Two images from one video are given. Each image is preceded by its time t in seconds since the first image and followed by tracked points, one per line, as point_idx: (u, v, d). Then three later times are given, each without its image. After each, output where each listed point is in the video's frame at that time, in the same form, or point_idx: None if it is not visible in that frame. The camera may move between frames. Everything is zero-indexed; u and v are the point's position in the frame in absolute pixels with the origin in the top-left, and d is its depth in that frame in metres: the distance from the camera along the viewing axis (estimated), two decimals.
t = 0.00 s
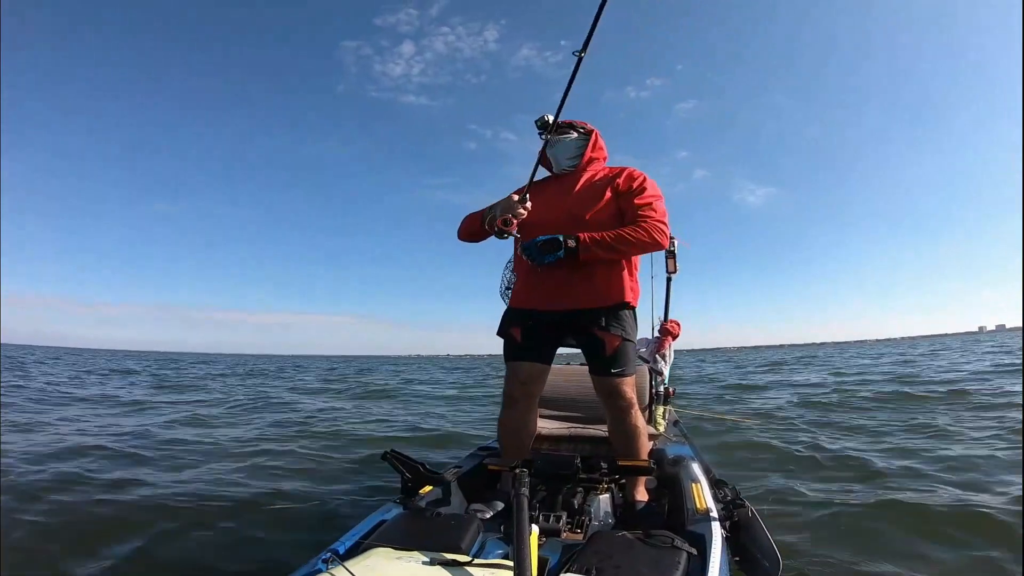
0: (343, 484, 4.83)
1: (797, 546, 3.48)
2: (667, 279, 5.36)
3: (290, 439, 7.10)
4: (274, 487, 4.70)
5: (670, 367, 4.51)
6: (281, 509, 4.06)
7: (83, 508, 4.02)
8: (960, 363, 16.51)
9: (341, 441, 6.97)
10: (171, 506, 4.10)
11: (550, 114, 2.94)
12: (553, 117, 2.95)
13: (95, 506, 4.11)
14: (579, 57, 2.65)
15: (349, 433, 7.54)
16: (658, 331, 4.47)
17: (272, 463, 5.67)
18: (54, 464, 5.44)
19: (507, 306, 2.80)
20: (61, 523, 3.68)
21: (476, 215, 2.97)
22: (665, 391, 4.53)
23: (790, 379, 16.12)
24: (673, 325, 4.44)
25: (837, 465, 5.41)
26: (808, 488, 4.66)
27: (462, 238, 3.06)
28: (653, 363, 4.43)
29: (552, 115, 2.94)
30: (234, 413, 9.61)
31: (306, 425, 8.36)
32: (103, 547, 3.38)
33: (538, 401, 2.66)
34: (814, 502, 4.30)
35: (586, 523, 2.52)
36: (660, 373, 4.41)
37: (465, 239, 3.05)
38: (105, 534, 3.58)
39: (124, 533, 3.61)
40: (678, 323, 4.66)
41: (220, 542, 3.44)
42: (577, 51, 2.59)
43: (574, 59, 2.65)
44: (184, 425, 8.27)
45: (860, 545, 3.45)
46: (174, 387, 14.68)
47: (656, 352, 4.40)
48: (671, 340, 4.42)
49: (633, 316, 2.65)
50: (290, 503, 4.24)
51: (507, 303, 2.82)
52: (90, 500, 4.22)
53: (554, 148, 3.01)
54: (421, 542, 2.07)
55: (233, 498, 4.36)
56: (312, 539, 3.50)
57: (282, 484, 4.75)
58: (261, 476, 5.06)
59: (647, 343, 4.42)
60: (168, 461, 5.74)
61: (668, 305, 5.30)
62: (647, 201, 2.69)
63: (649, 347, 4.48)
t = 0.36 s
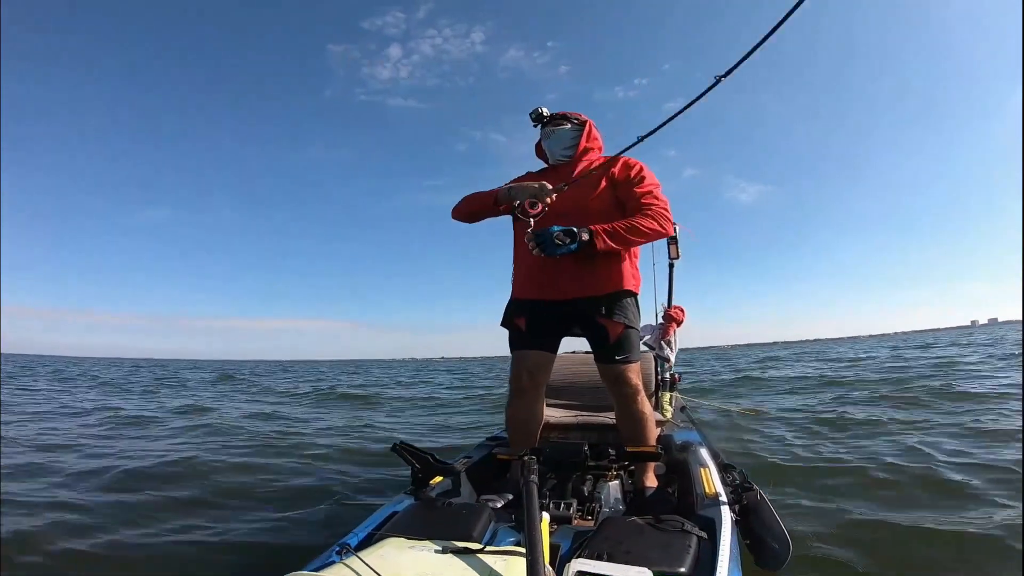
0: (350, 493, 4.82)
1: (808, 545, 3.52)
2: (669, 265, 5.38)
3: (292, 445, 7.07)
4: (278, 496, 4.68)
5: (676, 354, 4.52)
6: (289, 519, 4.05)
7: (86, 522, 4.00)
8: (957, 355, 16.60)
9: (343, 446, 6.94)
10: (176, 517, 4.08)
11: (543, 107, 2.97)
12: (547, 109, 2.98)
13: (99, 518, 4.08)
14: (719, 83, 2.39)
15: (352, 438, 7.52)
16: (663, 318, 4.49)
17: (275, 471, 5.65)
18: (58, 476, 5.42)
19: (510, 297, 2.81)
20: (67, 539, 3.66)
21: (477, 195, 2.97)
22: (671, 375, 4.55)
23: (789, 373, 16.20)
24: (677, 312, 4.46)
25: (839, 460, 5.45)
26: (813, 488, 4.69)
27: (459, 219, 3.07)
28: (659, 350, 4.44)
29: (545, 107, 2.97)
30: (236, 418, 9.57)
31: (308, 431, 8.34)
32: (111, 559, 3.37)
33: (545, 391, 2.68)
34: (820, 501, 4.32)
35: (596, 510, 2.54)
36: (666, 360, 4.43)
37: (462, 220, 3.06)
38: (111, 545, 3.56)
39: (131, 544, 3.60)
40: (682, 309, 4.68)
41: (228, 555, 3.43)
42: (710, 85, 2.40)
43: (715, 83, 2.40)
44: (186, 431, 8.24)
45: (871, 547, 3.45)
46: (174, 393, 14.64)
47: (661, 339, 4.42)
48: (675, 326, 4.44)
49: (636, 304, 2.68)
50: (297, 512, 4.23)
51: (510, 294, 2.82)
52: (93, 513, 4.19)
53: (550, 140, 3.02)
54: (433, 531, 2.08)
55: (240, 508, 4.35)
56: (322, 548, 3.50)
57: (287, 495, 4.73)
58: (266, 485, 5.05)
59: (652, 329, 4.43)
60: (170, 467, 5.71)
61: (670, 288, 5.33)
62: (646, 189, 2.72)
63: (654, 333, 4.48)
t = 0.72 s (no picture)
0: (343, 494, 4.78)
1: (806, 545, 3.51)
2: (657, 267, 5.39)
3: (285, 445, 7.02)
4: (271, 498, 4.64)
5: (667, 354, 4.52)
6: (282, 522, 4.01)
7: (77, 519, 3.95)
8: (948, 358, 16.73)
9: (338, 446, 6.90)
10: (168, 519, 4.03)
11: (532, 106, 2.95)
12: (536, 108, 2.96)
13: (90, 516, 4.04)
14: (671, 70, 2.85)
15: (346, 438, 7.47)
16: (652, 318, 4.48)
17: (269, 471, 5.60)
18: (48, 467, 5.36)
19: (501, 300, 2.79)
20: (58, 538, 3.62)
21: (462, 204, 2.98)
22: (664, 376, 4.52)
23: (781, 376, 16.26)
24: (667, 311, 4.46)
25: (833, 460, 5.46)
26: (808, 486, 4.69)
27: (448, 225, 3.07)
28: (650, 350, 4.44)
29: (534, 107, 2.95)
30: (229, 420, 9.50)
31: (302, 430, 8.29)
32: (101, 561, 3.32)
33: (538, 393, 2.66)
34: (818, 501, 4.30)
35: (594, 511, 2.52)
36: (657, 359, 4.43)
37: (451, 225, 3.05)
38: (102, 547, 3.51)
39: (123, 546, 3.55)
40: (671, 310, 4.68)
41: (220, 558, 3.38)
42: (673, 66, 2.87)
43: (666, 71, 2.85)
44: (179, 429, 8.18)
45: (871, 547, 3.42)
46: (165, 394, 14.55)
47: (652, 339, 4.41)
48: (665, 326, 4.44)
49: (627, 304, 2.66)
50: (290, 514, 4.18)
51: (501, 297, 2.81)
52: (84, 510, 4.14)
53: (539, 139, 3.02)
54: (430, 537, 2.06)
55: (233, 507, 4.31)
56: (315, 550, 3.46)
57: (280, 495, 4.69)
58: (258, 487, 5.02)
59: (643, 330, 4.42)
60: (162, 467, 5.66)
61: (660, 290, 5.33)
62: (635, 190, 2.70)
63: (644, 334, 4.48)
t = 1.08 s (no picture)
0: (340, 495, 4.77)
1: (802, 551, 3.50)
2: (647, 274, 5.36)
3: (282, 445, 6.99)
4: (269, 498, 4.62)
5: (663, 364, 4.49)
6: (278, 524, 3.98)
7: (73, 519, 3.92)
8: (945, 363, 16.76)
9: (336, 447, 6.88)
10: (164, 519, 4.01)
11: (530, 113, 2.94)
12: (533, 115, 2.94)
13: (86, 515, 4.02)
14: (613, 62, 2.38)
15: (343, 439, 7.45)
16: (647, 327, 4.46)
17: (266, 471, 5.59)
18: (42, 469, 5.32)
19: (498, 309, 2.77)
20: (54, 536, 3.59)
21: (456, 214, 2.95)
22: (660, 385, 4.50)
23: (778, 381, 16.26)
24: (660, 321, 4.42)
25: (831, 467, 5.44)
26: (806, 493, 4.67)
27: (443, 236, 3.02)
28: (646, 359, 4.42)
29: (532, 113, 2.94)
30: (226, 420, 9.48)
31: (299, 431, 8.26)
32: (97, 561, 3.30)
33: (536, 403, 2.64)
34: (818, 508, 4.27)
35: (594, 522, 2.50)
36: (654, 369, 4.41)
37: (446, 237, 3.00)
38: (98, 547, 3.49)
39: (118, 545, 3.53)
40: (665, 319, 4.65)
41: (216, 560, 3.36)
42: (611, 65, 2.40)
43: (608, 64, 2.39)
44: (175, 430, 8.15)
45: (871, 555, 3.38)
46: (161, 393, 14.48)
47: (648, 348, 4.39)
48: (660, 336, 4.41)
49: (627, 314, 2.64)
50: (287, 516, 4.16)
51: (498, 306, 2.79)
52: (81, 509, 4.12)
53: (537, 146, 2.98)
54: (430, 551, 2.04)
55: (229, 509, 4.29)
56: (311, 554, 3.44)
57: (277, 495, 4.67)
58: (256, 485, 4.98)
59: (638, 339, 4.40)
60: (159, 467, 5.64)
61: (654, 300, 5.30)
62: (638, 202, 2.68)
63: (639, 343, 4.46)
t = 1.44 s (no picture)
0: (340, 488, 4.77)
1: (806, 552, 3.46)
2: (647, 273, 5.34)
3: (282, 438, 7.00)
4: (269, 490, 4.62)
5: (663, 363, 4.48)
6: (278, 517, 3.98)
7: (75, 508, 3.93)
8: (946, 365, 16.71)
9: (336, 441, 6.89)
10: (165, 508, 4.02)
11: (532, 113, 2.93)
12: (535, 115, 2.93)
13: (88, 505, 4.03)
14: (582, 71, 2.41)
15: (343, 434, 7.45)
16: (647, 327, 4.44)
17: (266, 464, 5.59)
18: (42, 461, 5.31)
19: (500, 310, 2.77)
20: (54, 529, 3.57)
21: (459, 214, 2.94)
22: (661, 385, 4.50)
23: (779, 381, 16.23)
24: (661, 320, 4.42)
25: (833, 468, 5.42)
26: (808, 493, 4.66)
27: (446, 237, 3.01)
28: (646, 359, 4.41)
29: (534, 114, 2.92)
30: (226, 413, 9.49)
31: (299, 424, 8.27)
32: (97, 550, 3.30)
33: (538, 404, 2.63)
34: (821, 508, 4.25)
35: (597, 522, 2.49)
36: (654, 369, 4.40)
37: (449, 237, 2.99)
38: (98, 536, 3.49)
39: (119, 536, 3.53)
40: (665, 318, 4.64)
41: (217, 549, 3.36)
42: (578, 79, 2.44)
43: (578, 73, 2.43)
44: (175, 424, 8.14)
45: (874, 555, 3.37)
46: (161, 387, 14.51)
47: (649, 348, 4.37)
48: (660, 335, 4.40)
49: (628, 314, 2.63)
50: (287, 507, 4.16)
51: (500, 307, 2.78)
52: (82, 499, 4.13)
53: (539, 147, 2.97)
54: (433, 551, 2.04)
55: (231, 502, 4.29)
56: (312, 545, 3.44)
57: (278, 488, 4.67)
58: (257, 477, 4.98)
59: (638, 339, 4.38)
60: (159, 458, 5.64)
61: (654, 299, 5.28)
62: (635, 202, 2.67)
63: (640, 343, 4.45)
